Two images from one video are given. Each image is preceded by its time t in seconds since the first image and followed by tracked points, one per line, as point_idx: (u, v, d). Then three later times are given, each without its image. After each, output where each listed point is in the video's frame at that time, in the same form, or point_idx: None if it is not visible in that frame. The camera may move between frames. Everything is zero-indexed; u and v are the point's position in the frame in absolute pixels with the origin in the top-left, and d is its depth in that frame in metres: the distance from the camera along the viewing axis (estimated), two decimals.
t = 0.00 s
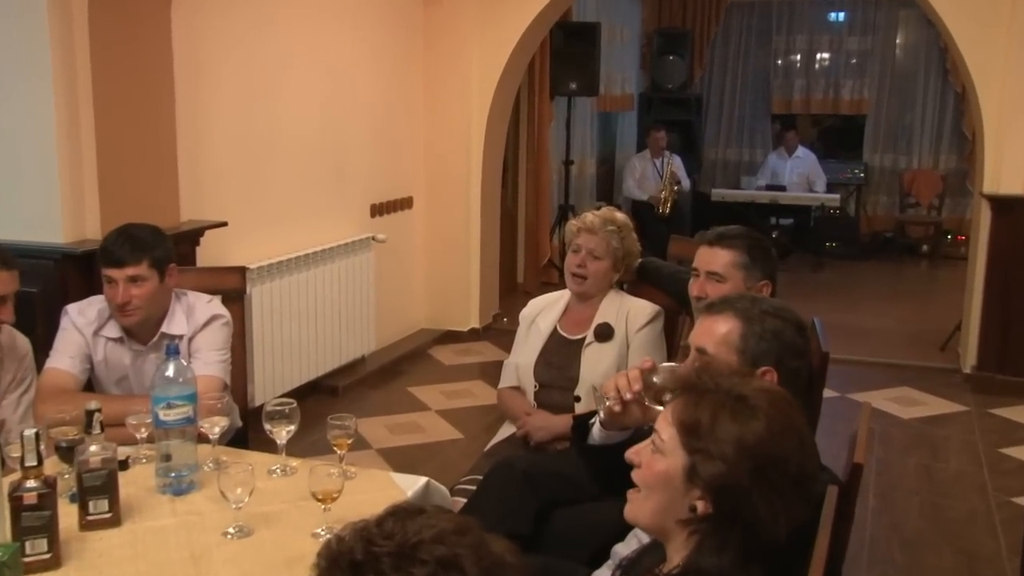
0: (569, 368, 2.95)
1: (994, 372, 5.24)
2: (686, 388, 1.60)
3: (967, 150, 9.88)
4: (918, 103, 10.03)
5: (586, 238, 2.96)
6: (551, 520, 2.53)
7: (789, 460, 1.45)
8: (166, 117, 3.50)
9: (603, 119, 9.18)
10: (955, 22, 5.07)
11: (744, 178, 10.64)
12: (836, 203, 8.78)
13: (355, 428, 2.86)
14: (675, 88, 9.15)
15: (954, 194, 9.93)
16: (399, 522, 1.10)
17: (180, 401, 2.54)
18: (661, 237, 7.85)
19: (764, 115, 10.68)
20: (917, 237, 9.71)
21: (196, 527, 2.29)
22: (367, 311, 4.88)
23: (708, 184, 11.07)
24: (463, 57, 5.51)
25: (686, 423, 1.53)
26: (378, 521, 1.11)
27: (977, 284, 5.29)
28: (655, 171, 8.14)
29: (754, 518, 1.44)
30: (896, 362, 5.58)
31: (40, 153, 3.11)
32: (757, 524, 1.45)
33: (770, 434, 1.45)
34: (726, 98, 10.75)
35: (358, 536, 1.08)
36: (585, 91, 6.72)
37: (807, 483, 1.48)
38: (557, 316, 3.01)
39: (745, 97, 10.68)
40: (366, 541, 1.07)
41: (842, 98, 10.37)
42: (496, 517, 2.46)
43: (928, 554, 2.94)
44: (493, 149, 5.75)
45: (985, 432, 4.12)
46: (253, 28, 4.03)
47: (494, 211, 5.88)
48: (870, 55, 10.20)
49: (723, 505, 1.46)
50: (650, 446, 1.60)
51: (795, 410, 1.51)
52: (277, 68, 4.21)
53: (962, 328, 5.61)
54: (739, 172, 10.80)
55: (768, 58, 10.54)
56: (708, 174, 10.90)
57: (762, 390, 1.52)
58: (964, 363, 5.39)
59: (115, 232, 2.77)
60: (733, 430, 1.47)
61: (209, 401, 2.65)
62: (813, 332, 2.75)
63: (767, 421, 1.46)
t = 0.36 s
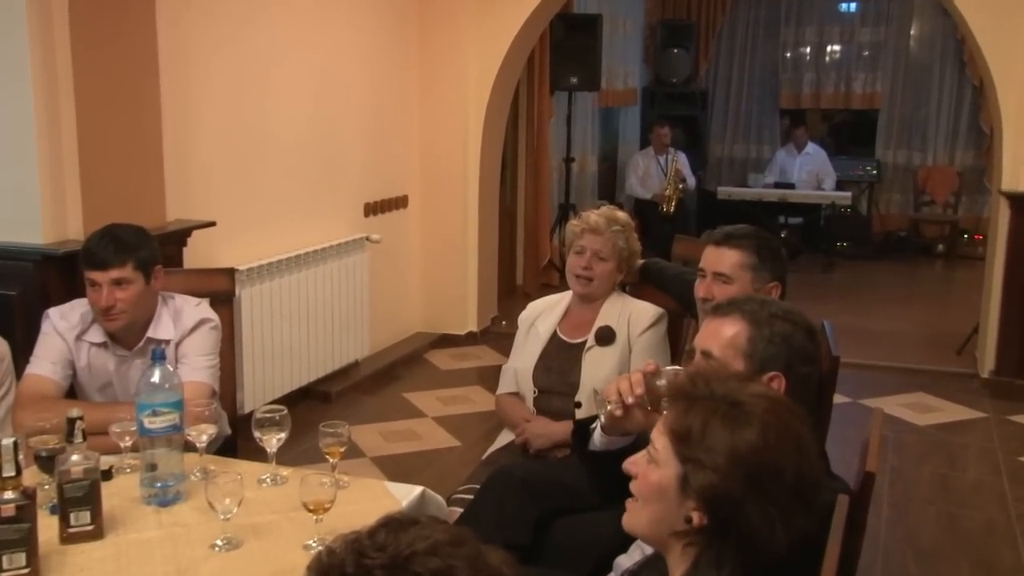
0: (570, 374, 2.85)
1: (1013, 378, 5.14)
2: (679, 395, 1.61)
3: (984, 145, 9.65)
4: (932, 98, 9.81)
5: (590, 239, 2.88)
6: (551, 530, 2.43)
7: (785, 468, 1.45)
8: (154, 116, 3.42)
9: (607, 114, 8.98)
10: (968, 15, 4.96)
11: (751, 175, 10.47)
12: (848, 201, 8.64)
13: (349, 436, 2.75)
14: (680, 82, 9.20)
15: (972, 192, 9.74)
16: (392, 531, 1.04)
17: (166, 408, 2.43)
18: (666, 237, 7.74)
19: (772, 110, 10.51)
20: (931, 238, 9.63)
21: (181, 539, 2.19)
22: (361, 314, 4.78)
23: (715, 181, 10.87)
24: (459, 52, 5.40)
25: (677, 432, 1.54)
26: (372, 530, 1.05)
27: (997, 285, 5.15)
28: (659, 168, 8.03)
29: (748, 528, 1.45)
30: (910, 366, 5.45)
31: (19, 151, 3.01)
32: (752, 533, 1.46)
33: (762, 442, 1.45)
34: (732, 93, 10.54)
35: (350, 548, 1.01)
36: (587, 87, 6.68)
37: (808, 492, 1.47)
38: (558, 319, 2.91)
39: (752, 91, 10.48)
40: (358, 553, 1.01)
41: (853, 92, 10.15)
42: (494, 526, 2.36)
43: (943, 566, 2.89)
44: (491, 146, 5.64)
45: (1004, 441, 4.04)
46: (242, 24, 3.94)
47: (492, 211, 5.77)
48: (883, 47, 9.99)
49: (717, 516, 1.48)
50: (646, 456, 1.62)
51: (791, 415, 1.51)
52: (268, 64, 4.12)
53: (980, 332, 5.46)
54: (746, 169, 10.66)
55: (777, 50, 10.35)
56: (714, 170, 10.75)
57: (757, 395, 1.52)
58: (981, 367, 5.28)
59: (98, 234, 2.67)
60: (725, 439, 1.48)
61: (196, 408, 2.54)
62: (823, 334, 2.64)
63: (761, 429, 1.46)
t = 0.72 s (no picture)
0: (572, 378, 2.75)
1: None
2: (691, 397, 1.53)
3: (1004, 140, 9.42)
4: (949, 90, 9.63)
5: (591, 237, 2.79)
6: (552, 541, 2.33)
7: (794, 480, 1.36)
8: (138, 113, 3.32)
9: (609, 109, 8.83)
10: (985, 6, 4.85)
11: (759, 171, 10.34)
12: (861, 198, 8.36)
13: (342, 443, 2.65)
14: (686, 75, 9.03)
15: (990, 188, 9.56)
16: (387, 543, 0.99)
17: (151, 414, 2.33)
18: (669, 235, 7.58)
19: (782, 103, 10.41)
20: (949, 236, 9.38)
21: (167, 551, 2.09)
22: (354, 317, 4.67)
23: (722, 177, 10.78)
24: (457, 47, 5.30)
25: (685, 437, 1.46)
26: (366, 542, 1.01)
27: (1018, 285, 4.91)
28: (663, 164, 7.97)
29: (752, 542, 1.36)
30: (923, 369, 5.24)
31: None
32: (756, 547, 1.36)
33: (772, 452, 1.36)
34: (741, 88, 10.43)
35: (341, 560, 0.98)
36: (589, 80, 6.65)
37: (818, 507, 1.38)
38: (558, 322, 2.81)
39: (760, 86, 10.38)
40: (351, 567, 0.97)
41: (866, 85, 10.02)
42: (492, 536, 2.25)
43: None
44: (490, 143, 5.54)
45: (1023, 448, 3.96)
46: (231, 18, 3.85)
47: (490, 210, 5.67)
48: (897, 38, 9.84)
49: (721, 527, 1.39)
50: (655, 459, 1.55)
51: (806, 425, 1.41)
52: (258, 59, 4.03)
53: (998, 334, 5.31)
54: (754, 165, 10.55)
55: (787, 42, 10.24)
56: (722, 166, 10.68)
57: (771, 402, 1.44)
58: (1003, 371, 5.00)
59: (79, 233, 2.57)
60: (732, 448, 1.39)
61: (183, 415, 2.44)
62: (833, 336, 2.54)
63: (771, 439, 1.37)
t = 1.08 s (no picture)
0: (573, 383, 2.64)
1: None
2: (692, 405, 1.48)
3: None
4: (968, 82, 9.57)
5: (596, 234, 2.71)
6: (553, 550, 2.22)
7: (791, 495, 1.30)
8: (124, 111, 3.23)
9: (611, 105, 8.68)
10: None
11: (768, 168, 10.14)
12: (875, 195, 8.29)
13: (334, 450, 2.55)
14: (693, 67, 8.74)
15: (1011, 184, 9.50)
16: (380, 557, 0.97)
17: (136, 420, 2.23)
18: (675, 234, 7.47)
19: (792, 98, 10.18)
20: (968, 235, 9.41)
21: (151, 563, 1.99)
22: (347, 320, 4.58)
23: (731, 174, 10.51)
24: (455, 41, 5.20)
25: (682, 447, 1.42)
26: (356, 554, 0.99)
27: None
28: (669, 162, 7.84)
29: (747, 558, 1.29)
30: (935, 373, 5.11)
31: None
32: (751, 564, 1.30)
33: (769, 466, 1.30)
34: (752, 83, 10.20)
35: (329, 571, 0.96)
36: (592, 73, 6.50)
37: (818, 524, 1.31)
38: (559, 325, 2.71)
39: (771, 78, 10.14)
40: None
41: (881, 78, 9.80)
42: (489, 547, 2.16)
43: None
44: (489, 140, 5.44)
45: None
46: (220, 12, 3.76)
47: (489, 208, 5.58)
48: (913, 29, 9.66)
49: (715, 541, 1.33)
50: (657, 467, 1.53)
51: (808, 438, 1.35)
52: (248, 54, 3.94)
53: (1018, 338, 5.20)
54: (763, 163, 10.28)
55: (798, 33, 10.01)
56: (729, 163, 10.39)
57: (775, 411, 1.38)
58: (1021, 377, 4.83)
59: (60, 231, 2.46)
60: (727, 460, 1.34)
61: (168, 420, 2.34)
62: (845, 340, 2.43)
63: (768, 451, 1.31)
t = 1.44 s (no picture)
0: (575, 389, 2.56)
1: None
2: (711, 409, 1.37)
3: None
4: (987, 74, 9.45)
5: (597, 232, 2.62)
6: (554, 560, 2.15)
7: (811, 510, 1.19)
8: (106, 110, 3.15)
9: (616, 98, 8.59)
10: None
11: (778, 162, 10.08)
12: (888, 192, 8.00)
13: (326, 457, 2.45)
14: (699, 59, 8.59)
15: None
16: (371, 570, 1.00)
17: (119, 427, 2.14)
18: (680, 233, 7.41)
19: (805, 90, 10.12)
20: (987, 234, 9.10)
21: None
22: (340, 322, 4.49)
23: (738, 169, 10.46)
24: (452, 35, 5.10)
25: (698, 456, 1.31)
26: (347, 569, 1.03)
27: None
28: (675, 155, 7.74)
29: None
30: (948, 377, 5.01)
31: None
32: None
33: (789, 478, 1.20)
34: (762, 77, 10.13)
35: None
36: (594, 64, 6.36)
37: (840, 541, 1.20)
38: (561, 326, 2.62)
39: (781, 70, 10.06)
40: None
41: (897, 69, 9.65)
42: (489, 565, 2.01)
43: None
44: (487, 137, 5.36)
45: None
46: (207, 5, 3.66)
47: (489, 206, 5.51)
48: (929, 18, 9.51)
49: (733, 556, 1.23)
50: (672, 475, 1.43)
51: (831, 449, 1.24)
52: (236, 48, 3.84)
53: None
54: (774, 155, 10.24)
55: (810, 23, 9.93)
56: (739, 158, 10.35)
57: (796, 416, 1.28)
58: None
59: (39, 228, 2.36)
60: (745, 469, 1.23)
61: (152, 427, 2.23)
62: (859, 342, 2.35)
63: (788, 462, 1.21)
